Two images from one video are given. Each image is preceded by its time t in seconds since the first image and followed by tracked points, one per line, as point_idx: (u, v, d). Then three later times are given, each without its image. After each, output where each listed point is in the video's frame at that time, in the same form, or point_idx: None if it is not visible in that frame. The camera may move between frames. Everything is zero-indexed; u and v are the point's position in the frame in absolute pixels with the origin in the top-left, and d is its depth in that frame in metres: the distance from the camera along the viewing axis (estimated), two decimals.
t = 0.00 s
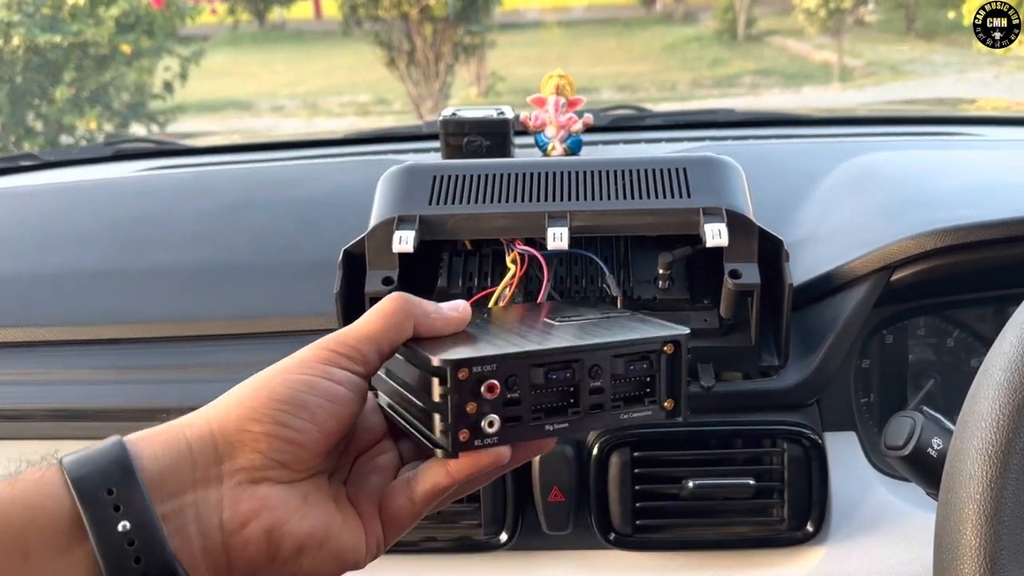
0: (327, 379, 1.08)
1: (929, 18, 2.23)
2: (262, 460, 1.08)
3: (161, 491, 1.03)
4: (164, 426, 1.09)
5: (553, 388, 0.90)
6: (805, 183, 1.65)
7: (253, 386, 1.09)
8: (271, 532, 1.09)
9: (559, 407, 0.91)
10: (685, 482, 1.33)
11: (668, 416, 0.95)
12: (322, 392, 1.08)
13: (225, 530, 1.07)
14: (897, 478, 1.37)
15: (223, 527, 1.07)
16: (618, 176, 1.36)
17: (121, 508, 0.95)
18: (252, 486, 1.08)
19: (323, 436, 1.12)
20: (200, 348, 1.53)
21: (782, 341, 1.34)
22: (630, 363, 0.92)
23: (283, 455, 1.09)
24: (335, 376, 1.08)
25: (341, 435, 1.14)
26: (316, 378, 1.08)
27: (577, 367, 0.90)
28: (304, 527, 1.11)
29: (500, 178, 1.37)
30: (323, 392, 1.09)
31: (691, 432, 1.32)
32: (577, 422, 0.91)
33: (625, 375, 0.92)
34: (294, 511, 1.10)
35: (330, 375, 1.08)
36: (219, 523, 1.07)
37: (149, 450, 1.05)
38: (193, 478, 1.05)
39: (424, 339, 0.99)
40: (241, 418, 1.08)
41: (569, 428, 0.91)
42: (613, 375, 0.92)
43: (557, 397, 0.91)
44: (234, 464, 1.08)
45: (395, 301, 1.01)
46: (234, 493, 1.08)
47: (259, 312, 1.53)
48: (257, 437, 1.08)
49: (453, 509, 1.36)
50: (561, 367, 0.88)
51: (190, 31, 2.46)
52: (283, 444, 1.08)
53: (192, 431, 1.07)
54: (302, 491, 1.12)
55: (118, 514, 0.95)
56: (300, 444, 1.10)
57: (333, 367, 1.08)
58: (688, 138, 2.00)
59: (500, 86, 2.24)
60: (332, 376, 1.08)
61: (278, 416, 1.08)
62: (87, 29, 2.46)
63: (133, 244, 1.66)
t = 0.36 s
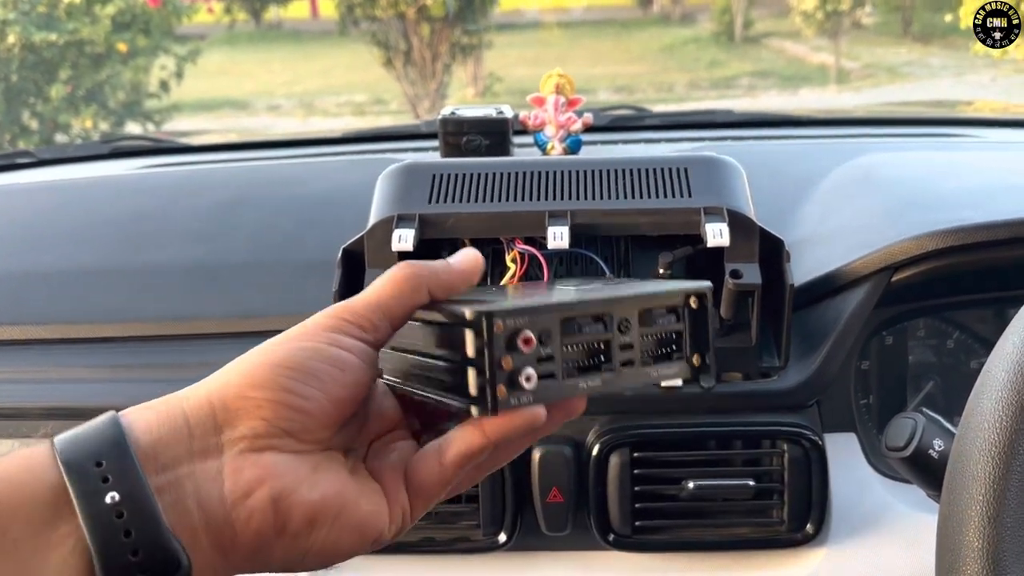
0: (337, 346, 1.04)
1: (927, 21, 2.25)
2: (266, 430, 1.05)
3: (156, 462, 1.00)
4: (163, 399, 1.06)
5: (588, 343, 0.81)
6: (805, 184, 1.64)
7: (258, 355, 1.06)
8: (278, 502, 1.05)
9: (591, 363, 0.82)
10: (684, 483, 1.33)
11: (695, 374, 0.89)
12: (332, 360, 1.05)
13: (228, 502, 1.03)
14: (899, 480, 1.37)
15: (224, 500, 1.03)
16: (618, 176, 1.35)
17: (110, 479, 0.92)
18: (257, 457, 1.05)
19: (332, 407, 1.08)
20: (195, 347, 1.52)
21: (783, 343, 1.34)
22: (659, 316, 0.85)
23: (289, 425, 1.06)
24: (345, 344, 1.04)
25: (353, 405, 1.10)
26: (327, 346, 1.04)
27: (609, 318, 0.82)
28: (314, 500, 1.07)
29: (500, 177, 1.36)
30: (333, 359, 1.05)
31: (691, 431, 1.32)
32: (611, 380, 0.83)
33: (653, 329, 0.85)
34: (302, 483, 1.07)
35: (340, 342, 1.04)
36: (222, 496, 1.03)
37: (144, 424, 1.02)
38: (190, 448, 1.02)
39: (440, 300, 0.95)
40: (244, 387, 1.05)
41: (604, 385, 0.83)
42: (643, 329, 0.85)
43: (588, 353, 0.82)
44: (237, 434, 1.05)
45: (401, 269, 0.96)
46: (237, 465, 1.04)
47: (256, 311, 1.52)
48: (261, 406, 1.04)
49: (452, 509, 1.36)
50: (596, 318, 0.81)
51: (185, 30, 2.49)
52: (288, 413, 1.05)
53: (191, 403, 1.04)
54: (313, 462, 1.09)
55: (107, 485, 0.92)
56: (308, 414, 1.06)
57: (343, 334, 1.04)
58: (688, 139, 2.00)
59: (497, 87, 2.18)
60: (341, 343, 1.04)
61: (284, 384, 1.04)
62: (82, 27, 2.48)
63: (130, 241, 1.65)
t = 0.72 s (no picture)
0: (338, 330, 1.01)
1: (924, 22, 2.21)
2: (267, 420, 0.98)
3: (150, 459, 0.93)
4: (158, 403, 1.00)
5: (584, 303, 0.80)
6: (803, 187, 1.64)
7: (257, 350, 1.01)
8: (280, 493, 0.96)
9: (595, 329, 0.81)
10: (681, 485, 1.32)
11: (717, 344, 0.85)
12: (333, 345, 1.00)
13: (227, 496, 0.95)
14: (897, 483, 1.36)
15: (224, 494, 0.95)
16: (617, 177, 1.35)
17: (102, 476, 0.85)
18: (257, 446, 0.97)
19: (334, 397, 1.02)
20: (192, 348, 1.51)
21: (780, 344, 1.34)
22: (661, 280, 0.84)
23: (291, 412, 0.99)
24: (344, 330, 1.02)
25: (358, 396, 1.04)
26: (326, 333, 1.01)
27: (604, 279, 0.81)
28: (318, 491, 0.98)
29: (498, 178, 1.36)
30: (334, 344, 1.00)
31: (689, 433, 1.32)
32: (614, 344, 0.81)
33: (658, 295, 0.83)
34: (305, 472, 0.98)
35: (339, 329, 1.01)
36: (219, 490, 0.95)
37: (138, 424, 0.96)
38: (187, 444, 0.95)
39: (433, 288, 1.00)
40: (243, 377, 0.99)
41: (608, 348, 0.81)
42: (645, 293, 0.83)
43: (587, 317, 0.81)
44: (236, 427, 0.97)
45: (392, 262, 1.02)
46: (235, 456, 0.96)
47: (253, 311, 1.51)
48: (260, 393, 0.98)
49: (449, 511, 1.35)
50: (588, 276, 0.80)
51: (182, 29, 2.48)
52: (289, 400, 0.99)
53: (187, 399, 0.98)
54: (315, 455, 1.01)
55: (99, 482, 0.84)
56: (310, 401, 1.00)
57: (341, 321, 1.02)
58: (686, 140, 1.99)
59: (495, 87, 2.16)
60: (341, 329, 1.01)
61: (284, 370, 0.99)
62: (79, 27, 2.43)
63: (126, 241, 1.65)
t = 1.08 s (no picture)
0: (285, 334, 1.01)
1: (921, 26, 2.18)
2: (215, 429, 0.98)
3: (99, 473, 0.93)
4: (109, 418, 1.00)
5: (529, 289, 0.81)
6: (800, 189, 1.64)
7: (205, 359, 1.01)
8: (225, 503, 0.96)
9: (543, 313, 0.81)
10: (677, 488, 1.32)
11: (681, 320, 0.83)
12: (279, 351, 1.00)
13: (172, 507, 0.94)
14: (892, 485, 1.36)
15: (170, 505, 0.94)
16: (612, 180, 1.35)
17: (52, 491, 0.85)
18: (204, 455, 0.97)
19: (284, 402, 1.02)
20: (187, 349, 1.50)
21: (776, 347, 1.34)
22: (613, 258, 0.82)
23: (238, 419, 0.99)
24: (291, 334, 1.01)
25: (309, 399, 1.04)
26: (273, 339, 1.01)
27: (549, 264, 0.81)
28: (264, 499, 0.97)
29: (494, 180, 1.37)
30: (281, 349, 1.01)
31: (685, 436, 1.31)
32: (563, 328, 0.81)
33: (610, 274, 0.82)
34: (252, 480, 0.98)
35: (285, 333, 1.01)
36: (164, 501, 0.94)
37: (88, 438, 0.96)
38: (133, 456, 0.96)
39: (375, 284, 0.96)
40: (190, 387, 0.99)
41: (557, 333, 0.81)
42: (595, 273, 0.82)
43: (536, 302, 0.82)
44: (183, 438, 0.97)
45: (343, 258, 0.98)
46: (182, 466, 0.96)
47: (248, 312, 1.51)
48: (206, 402, 0.98)
49: (446, 514, 1.36)
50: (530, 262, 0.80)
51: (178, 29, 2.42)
52: (236, 407, 0.99)
53: (137, 412, 0.99)
54: (264, 462, 1.00)
55: (49, 497, 0.85)
56: (258, 408, 1.00)
57: (288, 325, 1.01)
58: (683, 142, 1.99)
59: (491, 87, 2.19)
60: (288, 333, 1.01)
61: (230, 378, 0.99)
62: (75, 26, 2.45)
63: (121, 242, 1.64)
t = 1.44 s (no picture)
0: (253, 336, 1.10)
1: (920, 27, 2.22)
2: (179, 429, 1.05)
3: (68, 473, 1.01)
4: (83, 419, 1.08)
5: (479, 284, 0.88)
6: (795, 191, 1.64)
7: (174, 361, 1.09)
8: (182, 500, 1.03)
9: (497, 307, 0.89)
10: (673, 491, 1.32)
11: (634, 308, 0.89)
12: (246, 351, 1.08)
13: (134, 505, 1.02)
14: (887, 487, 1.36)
15: (133, 502, 1.02)
16: (608, 181, 1.35)
17: (23, 490, 0.96)
18: (167, 455, 1.04)
19: (248, 403, 1.09)
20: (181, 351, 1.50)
21: (771, 350, 1.34)
22: (568, 250, 0.89)
23: (200, 420, 1.06)
24: (259, 336, 1.10)
25: (275, 400, 1.11)
26: (242, 339, 1.09)
27: (501, 258, 0.89)
28: (220, 498, 1.04)
29: (490, 182, 1.37)
30: (249, 350, 1.09)
31: (681, 438, 1.31)
32: (514, 319, 0.89)
33: (565, 266, 0.89)
34: (209, 480, 1.05)
35: (253, 334, 1.10)
36: (128, 498, 1.02)
37: (62, 439, 1.05)
38: (101, 456, 1.03)
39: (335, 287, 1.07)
40: (155, 390, 1.06)
41: (507, 326, 0.89)
42: (548, 266, 0.89)
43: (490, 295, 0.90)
44: (148, 438, 1.05)
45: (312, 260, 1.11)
46: (146, 465, 1.03)
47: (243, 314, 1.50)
48: (170, 404, 1.05)
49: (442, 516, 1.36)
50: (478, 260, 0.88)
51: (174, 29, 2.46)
52: (199, 409, 1.06)
53: (107, 413, 1.06)
54: (225, 461, 1.07)
55: (20, 496, 0.95)
56: (219, 409, 1.07)
57: (257, 327, 1.10)
58: (680, 143, 1.99)
59: (489, 88, 2.13)
60: (256, 335, 1.10)
61: (196, 381, 1.06)
62: (72, 26, 2.39)
63: (116, 243, 1.64)
